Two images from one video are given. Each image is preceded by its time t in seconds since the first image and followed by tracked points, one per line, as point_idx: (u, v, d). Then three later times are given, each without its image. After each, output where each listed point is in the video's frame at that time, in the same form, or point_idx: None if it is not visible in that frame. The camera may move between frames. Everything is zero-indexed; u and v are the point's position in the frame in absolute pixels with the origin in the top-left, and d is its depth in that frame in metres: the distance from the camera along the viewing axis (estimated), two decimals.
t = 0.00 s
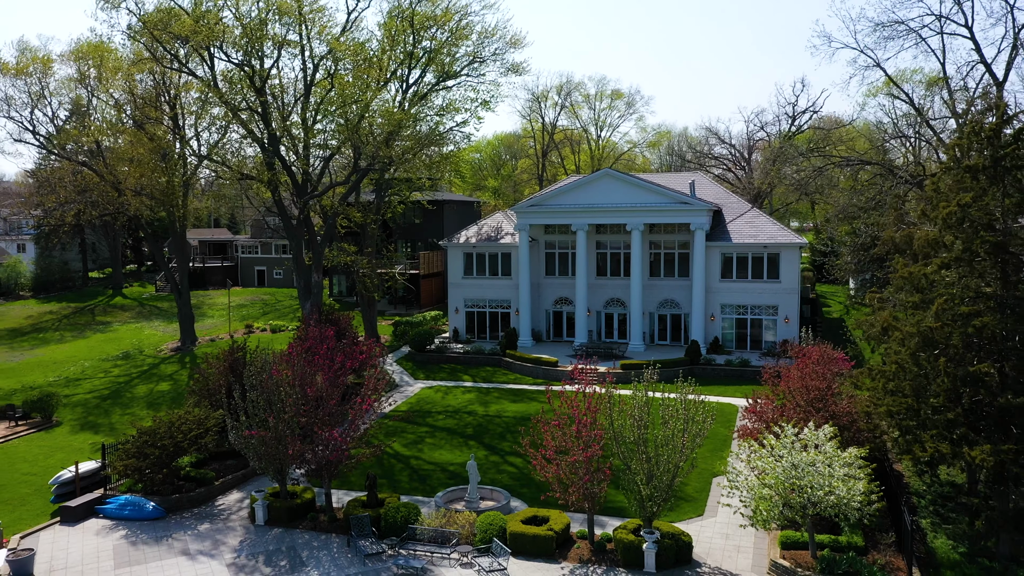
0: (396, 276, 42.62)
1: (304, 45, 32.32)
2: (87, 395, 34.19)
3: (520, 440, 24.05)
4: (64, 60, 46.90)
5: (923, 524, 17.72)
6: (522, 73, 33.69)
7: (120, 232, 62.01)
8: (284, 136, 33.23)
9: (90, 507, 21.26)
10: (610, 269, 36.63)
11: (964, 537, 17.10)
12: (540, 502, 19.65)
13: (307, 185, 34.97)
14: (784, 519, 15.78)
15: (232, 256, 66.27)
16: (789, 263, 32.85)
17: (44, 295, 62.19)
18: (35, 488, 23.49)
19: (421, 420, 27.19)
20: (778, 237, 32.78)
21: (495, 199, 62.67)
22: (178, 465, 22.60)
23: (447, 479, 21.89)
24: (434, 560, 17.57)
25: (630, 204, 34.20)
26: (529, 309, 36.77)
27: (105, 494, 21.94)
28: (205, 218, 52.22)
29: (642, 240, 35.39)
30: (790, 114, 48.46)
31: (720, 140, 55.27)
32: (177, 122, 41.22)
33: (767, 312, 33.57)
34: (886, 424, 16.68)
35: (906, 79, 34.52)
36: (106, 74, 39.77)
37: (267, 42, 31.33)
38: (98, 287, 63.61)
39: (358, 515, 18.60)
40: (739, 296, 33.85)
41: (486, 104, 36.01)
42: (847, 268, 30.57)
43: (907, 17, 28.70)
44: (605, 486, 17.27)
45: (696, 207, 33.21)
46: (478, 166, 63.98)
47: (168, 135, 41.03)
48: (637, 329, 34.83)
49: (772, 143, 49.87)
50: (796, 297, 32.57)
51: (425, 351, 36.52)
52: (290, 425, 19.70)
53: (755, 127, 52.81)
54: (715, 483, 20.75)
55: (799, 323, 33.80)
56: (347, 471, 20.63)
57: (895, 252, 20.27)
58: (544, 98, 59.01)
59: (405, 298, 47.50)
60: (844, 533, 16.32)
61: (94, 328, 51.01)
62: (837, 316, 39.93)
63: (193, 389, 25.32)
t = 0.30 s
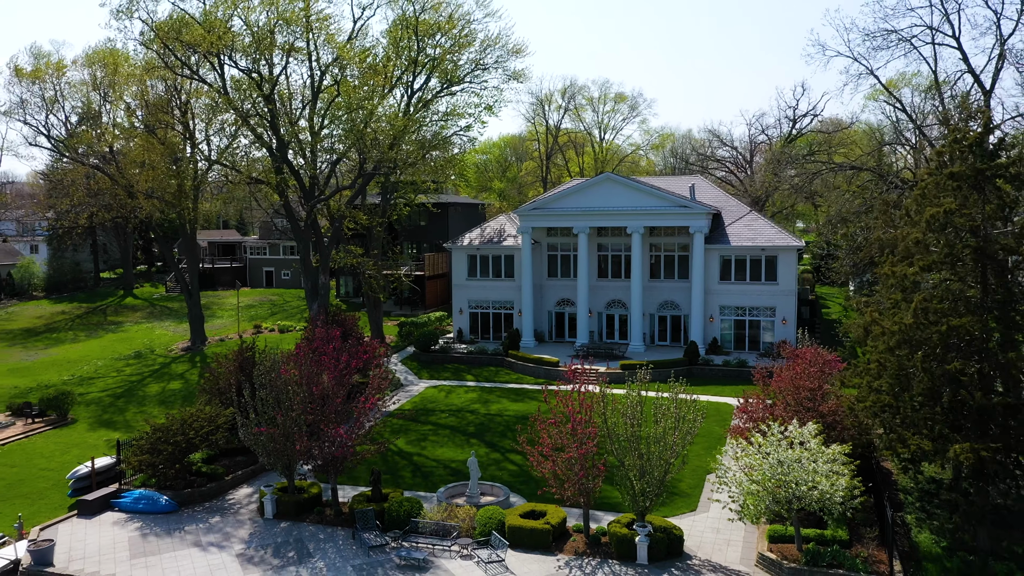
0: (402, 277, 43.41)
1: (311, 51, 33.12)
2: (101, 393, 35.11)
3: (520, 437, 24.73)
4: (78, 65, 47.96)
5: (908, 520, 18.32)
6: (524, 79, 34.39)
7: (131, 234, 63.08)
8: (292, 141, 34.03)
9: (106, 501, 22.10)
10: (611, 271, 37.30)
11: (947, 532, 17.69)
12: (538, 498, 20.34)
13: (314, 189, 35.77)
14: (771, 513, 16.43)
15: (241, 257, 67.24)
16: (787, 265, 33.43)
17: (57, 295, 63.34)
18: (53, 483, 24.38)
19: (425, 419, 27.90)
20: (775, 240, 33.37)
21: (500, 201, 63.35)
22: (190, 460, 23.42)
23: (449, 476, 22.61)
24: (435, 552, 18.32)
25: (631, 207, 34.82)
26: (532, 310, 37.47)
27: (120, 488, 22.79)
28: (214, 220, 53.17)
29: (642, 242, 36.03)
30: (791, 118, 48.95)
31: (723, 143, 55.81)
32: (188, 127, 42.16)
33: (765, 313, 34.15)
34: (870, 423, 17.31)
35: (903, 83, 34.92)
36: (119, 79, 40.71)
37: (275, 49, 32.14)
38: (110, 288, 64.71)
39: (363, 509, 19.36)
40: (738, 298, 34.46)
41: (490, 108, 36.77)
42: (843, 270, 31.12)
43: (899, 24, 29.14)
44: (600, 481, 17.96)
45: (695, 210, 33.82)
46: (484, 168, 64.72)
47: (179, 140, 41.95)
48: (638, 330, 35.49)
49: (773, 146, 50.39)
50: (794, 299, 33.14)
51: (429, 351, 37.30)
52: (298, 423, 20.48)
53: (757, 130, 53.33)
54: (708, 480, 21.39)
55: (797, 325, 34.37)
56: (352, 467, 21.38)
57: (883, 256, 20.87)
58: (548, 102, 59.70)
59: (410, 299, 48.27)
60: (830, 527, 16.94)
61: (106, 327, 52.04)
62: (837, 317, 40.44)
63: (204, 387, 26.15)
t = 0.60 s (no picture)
0: (406, 278, 44.21)
1: (317, 58, 33.92)
2: (114, 391, 36.03)
3: (520, 434, 25.43)
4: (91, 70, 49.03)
5: (893, 515, 18.95)
6: (526, 84, 35.05)
7: (142, 235, 64.13)
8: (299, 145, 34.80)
9: (120, 494, 22.96)
10: (611, 273, 37.97)
11: (929, 526, 18.32)
12: (535, 492, 21.07)
13: (321, 192, 36.56)
14: (757, 506, 17.12)
15: (249, 257, 68.21)
16: (783, 267, 34.02)
17: (69, 295, 64.48)
18: (69, 477, 25.27)
19: (428, 417, 28.64)
20: (772, 242, 33.97)
21: (504, 202, 64.06)
22: (201, 456, 24.24)
23: (450, 472, 23.35)
24: (435, 543, 19.07)
25: (631, 210, 35.45)
26: (534, 310, 38.18)
27: (133, 482, 23.65)
28: (223, 222, 54.11)
29: (642, 245, 36.68)
30: (791, 120, 49.43)
31: (725, 145, 56.36)
32: (197, 131, 43.03)
33: (762, 314, 34.76)
34: (855, 421, 17.95)
35: (899, 86, 35.34)
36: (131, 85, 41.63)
37: (283, 56, 32.95)
38: (121, 288, 65.80)
39: (366, 502, 20.05)
40: (735, 299, 35.07)
41: (493, 112, 37.48)
42: (838, 272, 31.68)
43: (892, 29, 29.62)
44: (594, 476, 18.65)
45: (694, 213, 34.47)
46: (488, 170, 65.47)
47: (189, 143, 42.84)
48: (637, 331, 36.17)
49: (773, 148, 50.90)
50: (790, 301, 33.71)
51: (433, 351, 38.08)
52: (304, 420, 21.27)
53: (758, 132, 53.87)
54: (701, 475, 22.08)
55: (794, 326, 34.95)
56: (356, 462, 22.16)
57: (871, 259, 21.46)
58: (552, 104, 60.38)
59: (415, 299, 49.04)
60: (815, 520, 17.61)
61: (117, 327, 53.07)
62: (836, 318, 40.96)
63: (214, 385, 26.97)
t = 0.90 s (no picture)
0: (411, 279, 45.00)
1: (323, 63, 34.73)
2: (125, 388, 36.93)
3: (519, 431, 26.14)
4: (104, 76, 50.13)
5: (878, 508, 19.57)
6: (527, 89, 35.73)
7: (151, 236, 65.17)
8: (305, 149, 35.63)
9: (132, 487, 23.79)
10: (611, 273, 38.64)
11: (912, 519, 18.94)
12: (532, 486, 21.79)
13: (327, 195, 37.38)
14: (743, 499, 17.79)
15: (256, 258, 69.16)
16: (780, 268, 34.64)
17: (80, 295, 65.53)
18: (83, 471, 26.13)
19: (430, 414, 29.38)
20: (769, 243, 34.58)
21: (507, 203, 64.78)
22: (210, 450, 25.04)
23: (451, 466, 24.08)
24: (435, 535, 19.83)
25: (631, 212, 36.08)
26: (535, 310, 38.87)
27: (145, 476, 24.48)
28: (231, 223, 55.06)
29: (641, 246, 37.35)
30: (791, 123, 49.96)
31: (726, 147, 56.91)
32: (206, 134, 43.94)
33: (759, 314, 35.38)
34: (840, 418, 18.59)
35: (895, 89, 35.79)
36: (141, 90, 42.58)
37: (290, 61, 33.77)
38: (130, 288, 66.83)
39: (369, 495, 20.82)
40: (733, 299, 35.70)
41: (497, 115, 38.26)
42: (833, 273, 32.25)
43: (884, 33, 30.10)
44: (588, 470, 19.34)
45: (692, 215, 35.10)
46: (492, 172, 66.22)
47: (198, 146, 43.75)
48: (636, 330, 36.84)
49: (773, 150, 51.45)
50: (787, 301, 34.30)
51: (436, 350, 38.85)
52: (309, 415, 22.05)
53: (759, 134, 54.41)
54: (694, 470, 22.73)
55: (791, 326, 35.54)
56: (360, 457, 22.95)
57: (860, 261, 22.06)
58: (554, 106, 61.11)
59: (419, 300, 49.80)
60: (801, 513, 18.25)
61: (128, 326, 54.06)
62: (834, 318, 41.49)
63: (223, 382, 27.79)
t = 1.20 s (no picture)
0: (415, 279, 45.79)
1: (330, 68, 35.57)
2: (135, 386, 37.82)
3: (519, 427, 26.85)
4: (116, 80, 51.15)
5: (865, 502, 20.18)
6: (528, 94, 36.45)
7: (161, 237, 66.20)
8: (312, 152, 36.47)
9: (145, 480, 24.62)
10: (611, 274, 39.32)
11: (896, 512, 19.57)
12: (530, 480, 22.48)
13: (333, 197, 38.21)
14: (732, 492, 18.48)
15: (264, 258, 70.14)
16: (777, 268, 35.26)
17: (91, 294, 66.64)
18: (97, 465, 27.03)
19: (433, 411, 30.13)
20: (766, 245, 35.19)
21: (511, 204, 65.51)
22: (219, 445, 25.85)
23: (452, 461, 24.82)
24: (436, 526, 20.58)
25: (630, 214, 36.75)
26: (536, 310, 39.59)
27: (157, 470, 25.32)
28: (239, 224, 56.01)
29: (641, 247, 38.02)
30: (792, 125, 50.48)
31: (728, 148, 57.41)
32: (215, 138, 44.86)
33: (756, 314, 35.99)
34: (826, 414, 19.24)
35: (891, 92, 36.25)
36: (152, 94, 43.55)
37: (297, 66, 34.61)
38: (140, 288, 67.87)
39: (372, 489, 21.56)
40: (730, 299, 36.31)
41: (500, 118, 39.02)
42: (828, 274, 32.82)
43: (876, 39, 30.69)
44: (583, 464, 20.02)
45: (690, 217, 35.72)
46: (497, 173, 66.96)
47: (207, 150, 44.67)
48: (636, 330, 37.49)
49: (773, 152, 52.03)
50: (784, 301, 34.90)
51: (439, 349, 39.64)
52: (315, 411, 22.83)
53: (759, 136, 55.00)
54: (687, 465, 23.39)
55: (788, 326, 36.11)
56: (364, 452, 23.74)
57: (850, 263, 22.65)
58: (557, 109, 61.82)
59: (424, 299, 50.59)
60: (788, 506, 18.90)
61: (137, 325, 55.04)
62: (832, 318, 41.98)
63: (231, 380, 28.61)
